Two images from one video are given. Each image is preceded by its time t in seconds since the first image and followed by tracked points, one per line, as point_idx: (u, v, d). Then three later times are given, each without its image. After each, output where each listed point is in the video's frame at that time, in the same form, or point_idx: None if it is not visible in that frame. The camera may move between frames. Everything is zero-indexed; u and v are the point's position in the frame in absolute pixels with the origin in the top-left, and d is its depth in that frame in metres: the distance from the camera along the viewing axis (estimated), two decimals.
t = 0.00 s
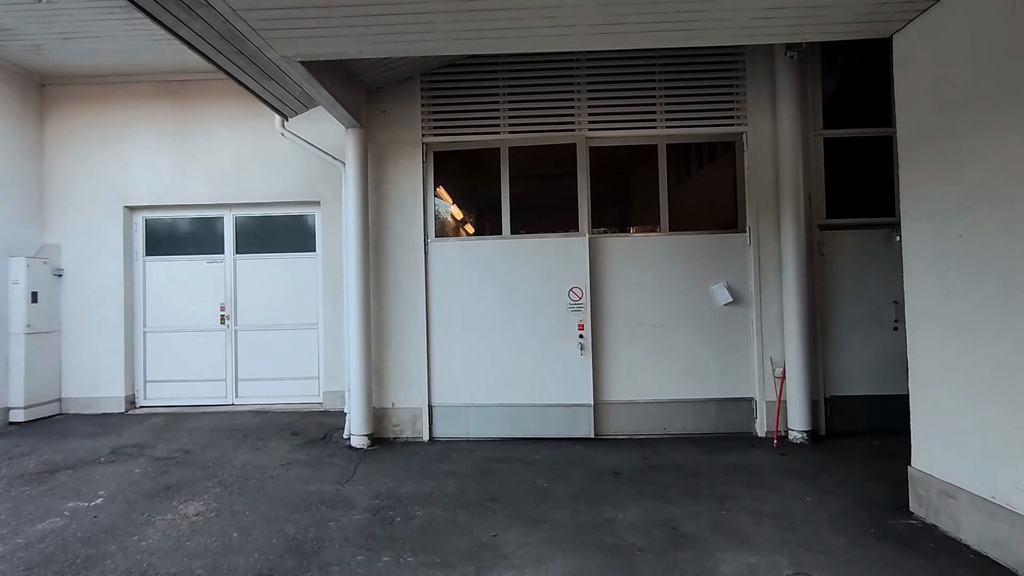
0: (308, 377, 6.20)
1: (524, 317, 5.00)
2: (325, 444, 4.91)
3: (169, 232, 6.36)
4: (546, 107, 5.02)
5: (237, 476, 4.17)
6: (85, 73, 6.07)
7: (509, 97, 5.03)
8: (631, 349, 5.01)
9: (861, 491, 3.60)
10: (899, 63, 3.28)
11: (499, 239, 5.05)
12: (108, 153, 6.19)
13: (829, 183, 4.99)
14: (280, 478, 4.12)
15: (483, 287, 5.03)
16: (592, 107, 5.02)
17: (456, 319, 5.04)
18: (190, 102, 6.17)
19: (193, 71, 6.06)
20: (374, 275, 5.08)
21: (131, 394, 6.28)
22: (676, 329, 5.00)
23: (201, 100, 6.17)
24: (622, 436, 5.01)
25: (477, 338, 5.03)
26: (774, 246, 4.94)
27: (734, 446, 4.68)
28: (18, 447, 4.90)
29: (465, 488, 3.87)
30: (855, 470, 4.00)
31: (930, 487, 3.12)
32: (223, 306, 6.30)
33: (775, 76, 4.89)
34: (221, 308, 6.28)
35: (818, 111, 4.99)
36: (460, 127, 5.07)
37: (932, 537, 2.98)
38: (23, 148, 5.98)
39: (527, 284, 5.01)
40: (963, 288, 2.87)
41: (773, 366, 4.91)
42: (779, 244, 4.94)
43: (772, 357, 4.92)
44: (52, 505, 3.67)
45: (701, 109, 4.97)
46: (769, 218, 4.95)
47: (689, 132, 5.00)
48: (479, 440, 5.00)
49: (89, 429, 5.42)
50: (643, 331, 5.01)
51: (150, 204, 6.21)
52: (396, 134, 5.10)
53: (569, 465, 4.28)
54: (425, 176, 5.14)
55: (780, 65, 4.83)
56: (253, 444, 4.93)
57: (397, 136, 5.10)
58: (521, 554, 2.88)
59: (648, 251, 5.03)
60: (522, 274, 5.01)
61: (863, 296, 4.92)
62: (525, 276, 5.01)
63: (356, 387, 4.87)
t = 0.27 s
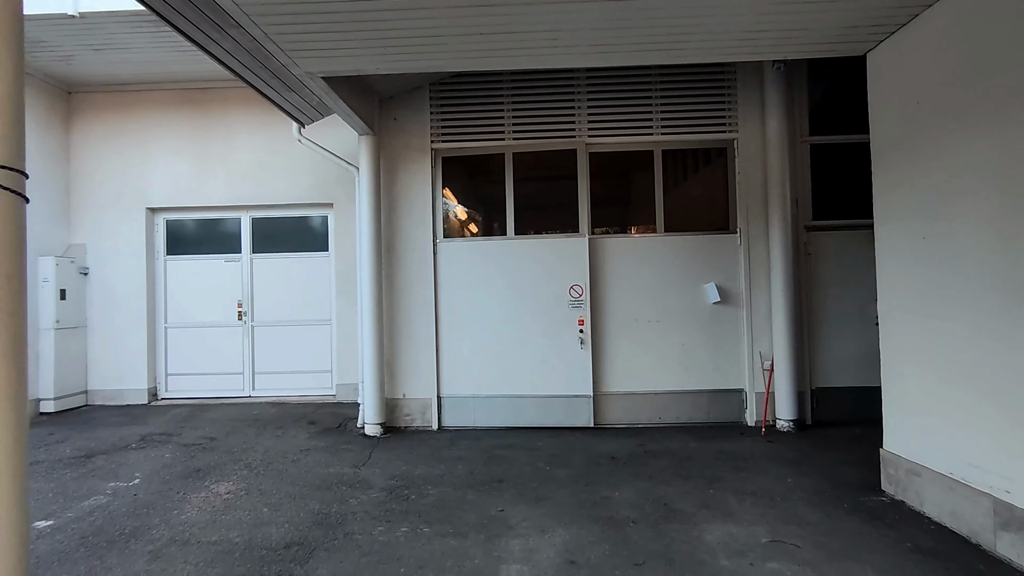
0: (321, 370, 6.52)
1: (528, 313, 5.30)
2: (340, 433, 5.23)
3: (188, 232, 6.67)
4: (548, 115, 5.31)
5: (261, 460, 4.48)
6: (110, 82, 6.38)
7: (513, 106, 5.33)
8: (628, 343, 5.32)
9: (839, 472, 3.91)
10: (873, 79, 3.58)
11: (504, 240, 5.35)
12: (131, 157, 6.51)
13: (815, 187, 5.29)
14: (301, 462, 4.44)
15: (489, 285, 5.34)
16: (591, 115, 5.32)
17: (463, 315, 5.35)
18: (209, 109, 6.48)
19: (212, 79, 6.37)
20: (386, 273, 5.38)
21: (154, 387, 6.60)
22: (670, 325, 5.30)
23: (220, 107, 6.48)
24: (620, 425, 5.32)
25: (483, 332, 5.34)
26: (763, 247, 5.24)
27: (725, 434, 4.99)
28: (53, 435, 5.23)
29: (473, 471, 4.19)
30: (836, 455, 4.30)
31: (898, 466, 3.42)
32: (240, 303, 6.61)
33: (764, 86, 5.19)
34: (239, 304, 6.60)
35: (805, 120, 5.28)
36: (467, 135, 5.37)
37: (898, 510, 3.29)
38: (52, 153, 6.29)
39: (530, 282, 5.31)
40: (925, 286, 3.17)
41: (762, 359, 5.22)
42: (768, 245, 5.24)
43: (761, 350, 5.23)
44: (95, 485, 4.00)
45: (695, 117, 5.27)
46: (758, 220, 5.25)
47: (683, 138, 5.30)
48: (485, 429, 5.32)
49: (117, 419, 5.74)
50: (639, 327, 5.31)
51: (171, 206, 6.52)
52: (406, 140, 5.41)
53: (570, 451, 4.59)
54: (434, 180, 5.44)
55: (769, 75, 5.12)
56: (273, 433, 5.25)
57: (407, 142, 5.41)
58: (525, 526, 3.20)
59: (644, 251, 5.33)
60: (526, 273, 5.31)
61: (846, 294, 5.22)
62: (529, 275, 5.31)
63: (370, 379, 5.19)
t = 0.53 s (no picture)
0: (333, 364, 6.82)
1: (530, 309, 5.61)
2: (353, 422, 5.54)
3: (205, 232, 6.98)
4: (550, 121, 5.61)
5: (281, 446, 4.79)
6: (131, 90, 6.70)
7: (516, 113, 5.63)
8: (625, 338, 5.62)
9: (819, 456, 4.21)
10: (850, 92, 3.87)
11: (508, 240, 5.66)
12: (152, 161, 6.82)
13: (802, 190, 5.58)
14: (318, 448, 4.75)
15: (494, 283, 5.65)
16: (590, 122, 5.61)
17: (469, 311, 5.66)
18: (226, 115, 6.79)
19: (229, 87, 6.67)
20: (396, 271, 5.69)
21: (173, 380, 6.92)
22: (665, 320, 5.60)
23: (236, 113, 6.79)
24: (618, 415, 5.62)
25: (487, 327, 5.64)
26: (753, 247, 5.54)
27: (716, 423, 5.29)
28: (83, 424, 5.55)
29: (479, 455, 4.49)
30: (819, 441, 4.60)
31: (871, 448, 3.72)
32: (256, 300, 6.92)
33: (754, 94, 5.48)
34: (254, 301, 6.90)
35: (793, 126, 5.57)
36: (473, 140, 5.67)
37: (871, 488, 3.59)
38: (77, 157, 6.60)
39: (532, 280, 5.61)
40: (894, 283, 3.47)
41: (752, 353, 5.52)
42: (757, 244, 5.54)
43: (751, 344, 5.52)
44: (130, 468, 4.32)
45: (689, 124, 5.56)
46: (748, 222, 5.55)
47: (678, 144, 5.60)
48: (490, 419, 5.63)
49: (141, 410, 6.06)
50: (636, 323, 5.62)
51: (190, 207, 6.83)
52: (415, 146, 5.71)
53: (570, 438, 4.90)
54: (441, 183, 5.74)
55: (758, 84, 5.41)
56: (290, 422, 5.56)
57: (416, 147, 5.71)
58: (529, 501, 3.51)
59: (640, 251, 5.64)
60: (529, 271, 5.62)
61: (832, 291, 5.52)
62: (531, 273, 5.62)
63: (381, 372, 5.50)
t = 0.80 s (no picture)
0: (343, 358, 7.15)
1: (532, 305, 5.94)
2: (364, 412, 5.87)
3: (221, 232, 7.31)
4: (550, 127, 5.92)
5: (299, 433, 5.13)
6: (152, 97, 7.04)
7: (518, 120, 5.95)
8: (621, 332, 5.95)
9: (800, 440, 4.54)
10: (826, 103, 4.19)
11: (510, 240, 5.99)
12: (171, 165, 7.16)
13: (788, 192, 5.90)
14: (334, 434, 5.09)
15: (497, 280, 5.98)
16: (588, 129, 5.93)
17: (474, 307, 5.99)
18: (241, 121, 7.12)
19: (244, 94, 7.00)
20: (404, 269, 6.02)
21: (191, 372, 7.26)
22: (658, 316, 5.93)
23: (251, 119, 7.12)
24: (614, 405, 5.95)
25: (491, 322, 5.98)
26: (742, 245, 5.86)
27: (707, 412, 5.62)
28: (110, 414, 5.90)
29: (484, 440, 4.83)
30: (801, 427, 4.93)
31: (844, 431, 4.05)
32: (270, 297, 7.25)
33: (742, 102, 5.79)
34: (268, 297, 7.24)
35: (780, 131, 5.88)
36: (477, 146, 5.99)
37: (844, 468, 3.91)
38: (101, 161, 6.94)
39: (533, 278, 5.95)
40: (863, 280, 3.79)
41: (740, 346, 5.84)
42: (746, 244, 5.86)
43: (740, 338, 5.85)
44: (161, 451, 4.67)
45: (681, 130, 5.88)
46: (737, 222, 5.87)
47: (671, 148, 5.91)
48: (493, 408, 5.96)
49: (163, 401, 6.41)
50: (631, 318, 5.94)
51: (207, 208, 7.17)
52: (422, 151, 6.03)
53: (569, 425, 5.24)
54: (447, 186, 6.06)
55: (746, 92, 5.73)
56: (305, 412, 5.90)
57: (423, 152, 6.03)
58: (530, 479, 3.84)
59: (635, 250, 5.96)
60: (530, 269, 5.95)
61: (817, 288, 5.84)
62: (532, 271, 5.95)
63: (391, 364, 5.83)
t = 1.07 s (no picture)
0: (351, 352, 7.44)
1: (531, 301, 6.24)
2: (372, 402, 6.18)
3: (233, 231, 7.60)
4: (549, 131, 6.21)
5: (312, 421, 5.44)
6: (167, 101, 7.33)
7: (518, 124, 6.24)
8: (616, 326, 6.25)
9: (783, 427, 4.84)
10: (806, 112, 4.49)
11: (511, 238, 6.29)
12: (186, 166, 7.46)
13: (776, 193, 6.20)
14: (345, 422, 5.39)
15: (499, 277, 6.28)
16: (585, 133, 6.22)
17: (476, 302, 6.30)
18: (252, 124, 7.41)
19: (256, 99, 7.30)
20: (410, 266, 6.32)
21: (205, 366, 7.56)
22: (652, 311, 6.24)
23: (262, 123, 7.42)
24: (610, 396, 6.26)
25: (493, 317, 6.28)
26: (732, 244, 6.16)
27: (697, 402, 5.92)
28: (131, 404, 6.21)
29: (486, 428, 5.13)
30: (785, 415, 5.23)
31: (822, 417, 4.35)
32: (280, 293, 7.53)
33: (732, 107, 6.08)
34: (278, 294, 7.52)
35: (768, 135, 6.18)
36: (479, 149, 6.29)
37: (821, 450, 4.21)
38: (118, 163, 7.24)
39: (533, 274, 6.25)
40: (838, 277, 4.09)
41: (730, 340, 6.15)
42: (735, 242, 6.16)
43: (729, 332, 6.15)
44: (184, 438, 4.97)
45: (674, 133, 6.17)
46: (727, 222, 6.17)
47: (664, 151, 6.20)
48: (495, 399, 6.26)
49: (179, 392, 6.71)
50: (626, 313, 6.25)
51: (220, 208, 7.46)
52: (427, 154, 6.32)
53: (566, 414, 5.54)
54: (451, 187, 6.35)
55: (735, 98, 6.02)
56: (316, 402, 6.20)
57: (428, 155, 6.32)
58: (530, 461, 4.15)
59: (630, 248, 6.26)
60: (530, 266, 6.25)
61: (802, 284, 6.14)
62: (532, 268, 6.25)
63: (398, 357, 6.13)
